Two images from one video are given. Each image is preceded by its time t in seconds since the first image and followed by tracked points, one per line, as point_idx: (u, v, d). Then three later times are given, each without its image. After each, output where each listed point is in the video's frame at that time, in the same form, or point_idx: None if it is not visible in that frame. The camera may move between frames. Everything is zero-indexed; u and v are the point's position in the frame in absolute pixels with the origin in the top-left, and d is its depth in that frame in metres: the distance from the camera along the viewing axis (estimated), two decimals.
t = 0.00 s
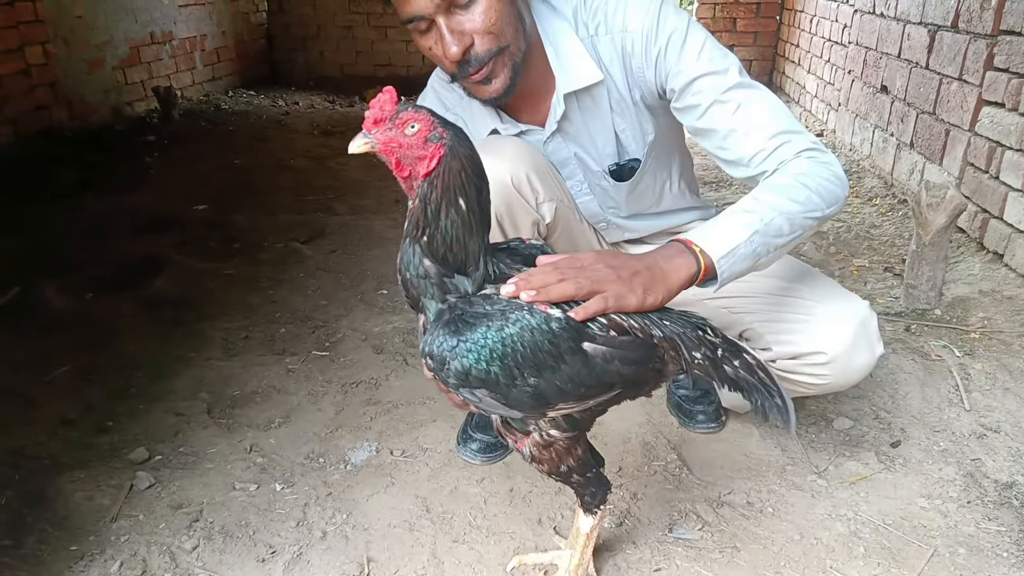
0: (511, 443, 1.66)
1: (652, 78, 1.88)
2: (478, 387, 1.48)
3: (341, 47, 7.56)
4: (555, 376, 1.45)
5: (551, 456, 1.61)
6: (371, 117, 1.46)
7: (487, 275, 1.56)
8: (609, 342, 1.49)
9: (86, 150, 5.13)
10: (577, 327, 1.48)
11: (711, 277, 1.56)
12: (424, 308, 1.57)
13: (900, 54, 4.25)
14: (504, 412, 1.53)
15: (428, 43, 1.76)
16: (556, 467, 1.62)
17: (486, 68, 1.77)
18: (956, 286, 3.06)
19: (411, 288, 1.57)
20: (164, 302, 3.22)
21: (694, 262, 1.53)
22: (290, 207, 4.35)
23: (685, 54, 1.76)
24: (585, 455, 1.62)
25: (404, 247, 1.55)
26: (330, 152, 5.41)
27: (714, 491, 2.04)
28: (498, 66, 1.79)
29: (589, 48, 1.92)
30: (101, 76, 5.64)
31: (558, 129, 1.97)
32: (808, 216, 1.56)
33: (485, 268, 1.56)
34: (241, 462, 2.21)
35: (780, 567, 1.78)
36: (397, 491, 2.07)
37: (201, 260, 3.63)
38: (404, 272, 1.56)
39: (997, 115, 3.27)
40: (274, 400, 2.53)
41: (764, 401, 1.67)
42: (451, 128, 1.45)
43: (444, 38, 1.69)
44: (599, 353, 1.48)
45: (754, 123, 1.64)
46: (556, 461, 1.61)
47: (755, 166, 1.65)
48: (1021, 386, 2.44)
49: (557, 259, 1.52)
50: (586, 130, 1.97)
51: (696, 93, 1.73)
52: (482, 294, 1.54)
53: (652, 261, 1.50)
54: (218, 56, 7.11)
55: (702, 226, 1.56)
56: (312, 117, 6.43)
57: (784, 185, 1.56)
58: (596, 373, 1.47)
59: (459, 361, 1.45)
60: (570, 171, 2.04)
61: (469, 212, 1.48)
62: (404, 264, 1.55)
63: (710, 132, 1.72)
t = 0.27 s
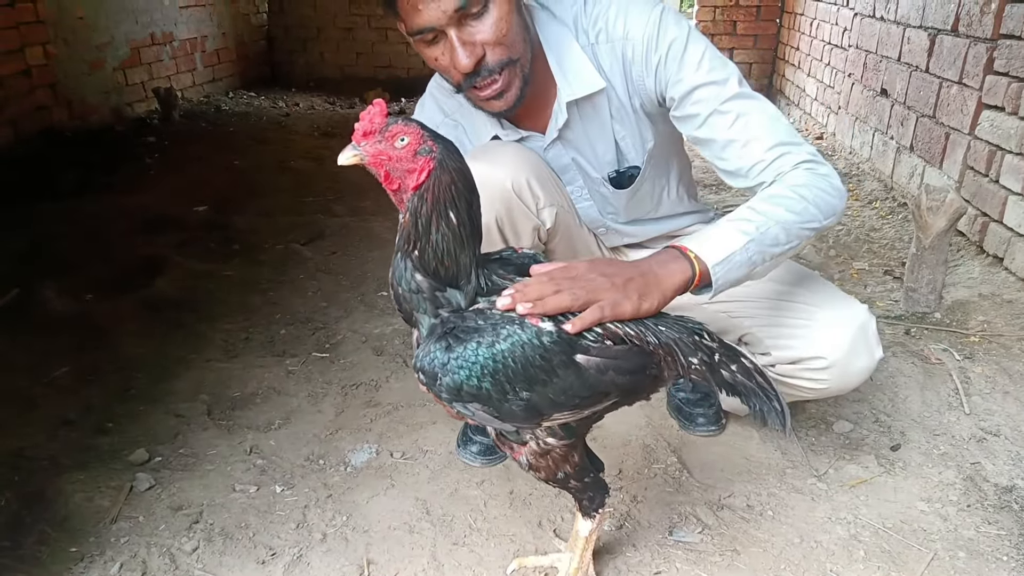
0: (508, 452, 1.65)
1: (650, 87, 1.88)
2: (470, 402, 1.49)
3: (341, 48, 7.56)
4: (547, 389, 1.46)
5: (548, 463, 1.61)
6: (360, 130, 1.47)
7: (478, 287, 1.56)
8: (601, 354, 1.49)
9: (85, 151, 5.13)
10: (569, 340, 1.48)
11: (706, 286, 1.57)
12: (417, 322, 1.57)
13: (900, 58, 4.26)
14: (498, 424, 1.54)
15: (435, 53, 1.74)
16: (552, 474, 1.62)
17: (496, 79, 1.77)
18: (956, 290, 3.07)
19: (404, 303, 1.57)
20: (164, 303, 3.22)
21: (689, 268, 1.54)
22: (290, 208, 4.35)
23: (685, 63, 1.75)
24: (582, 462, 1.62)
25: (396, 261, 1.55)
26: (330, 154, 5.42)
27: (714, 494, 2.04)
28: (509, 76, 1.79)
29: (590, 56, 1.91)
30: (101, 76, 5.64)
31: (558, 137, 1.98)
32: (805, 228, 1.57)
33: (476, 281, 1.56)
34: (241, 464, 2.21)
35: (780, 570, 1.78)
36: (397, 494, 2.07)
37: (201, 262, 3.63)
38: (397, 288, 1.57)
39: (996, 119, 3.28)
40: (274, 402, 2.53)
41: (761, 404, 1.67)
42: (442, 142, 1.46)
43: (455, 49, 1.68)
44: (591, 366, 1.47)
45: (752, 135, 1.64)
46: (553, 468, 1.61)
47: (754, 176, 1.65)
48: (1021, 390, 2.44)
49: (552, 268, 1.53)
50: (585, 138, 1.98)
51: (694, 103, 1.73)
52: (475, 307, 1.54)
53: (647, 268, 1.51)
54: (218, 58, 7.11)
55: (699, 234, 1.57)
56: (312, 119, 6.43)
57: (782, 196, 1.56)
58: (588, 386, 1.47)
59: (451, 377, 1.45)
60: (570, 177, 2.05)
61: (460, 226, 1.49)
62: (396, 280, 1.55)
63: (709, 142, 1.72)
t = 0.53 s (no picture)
0: (512, 447, 1.65)
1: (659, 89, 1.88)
2: (478, 399, 1.50)
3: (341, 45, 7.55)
4: (552, 387, 1.46)
5: (551, 458, 1.61)
6: (366, 132, 1.47)
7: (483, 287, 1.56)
8: (605, 349, 1.48)
9: (86, 147, 5.13)
10: (573, 338, 1.47)
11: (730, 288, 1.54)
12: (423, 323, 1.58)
13: (901, 56, 4.26)
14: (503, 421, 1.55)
15: (441, 48, 1.74)
16: (555, 469, 1.62)
17: (503, 74, 1.76)
18: (957, 288, 3.07)
19: (409, 305, 1.58)
20: (164, 299, 3.22)
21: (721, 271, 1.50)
22: (291, 205, 4.35)
23: (696, 68, 1.77)
24: (585, 458, 1.63)
25: (400, 263, 1.55)
26: (330, 150, 5.41)
27: (714, 492, 2.04)
28: (515, 72, 1.78)
29: (596, 52, 1.92)
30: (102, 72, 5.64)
31: (562, 133, 1.97)
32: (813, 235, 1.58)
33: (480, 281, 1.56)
34: (241, 460, 2.21)
35: (780, 568, 1.78)
36: (398, 490, 2.07)
37: (201, 258, 3.63)
38: (401, 290, 1.57)
39: (998, 118, 3.28)
40: (274, 398, 2.53)
41: (764, 401, 1.67)
42: (448, 144, 1.46)
43: (463, 44, 1.68)
44: (595, 361, 1.47)
45: (764, 141, 1.67)
46: (556, 464, 1.61)
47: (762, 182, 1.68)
48: (1021, 389, 2.44)
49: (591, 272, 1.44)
50: (589, 135, 1.98)
51: (704, 107, 1.75)
52: (479, 307, 1.55)
53: (679, 272, 1.46)
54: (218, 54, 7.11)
55: (717, 240, 1.55)
56: (313, 115, 6.43)
57: (792, 202, 1.58)
58: (592, 382, 1.47)
59: (456, 375, 1.46)
60: (573, 174, 2.04)
61: (464, 227, 1.48)
62: (401, 283, 1.56)
63: (717, 147, 1.74)
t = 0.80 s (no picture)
0: (513, 441, 1.65)
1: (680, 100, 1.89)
2: (485, 388, 1.48)
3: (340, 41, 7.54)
4: (560, 376, 1.45)
5: (553, 453, 1.61)
6: (365, 129, 1.46)
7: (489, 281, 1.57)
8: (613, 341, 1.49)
9: (83, 142, 5.12)
10: (581, 328, 1.49)
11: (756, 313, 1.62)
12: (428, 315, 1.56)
13: (900, 56, 4.26)
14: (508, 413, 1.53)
15: (466, 39, 1.73)
16: (556, 465, 1.62)
17: (526, 70, 1.75)
18: (953, 288, 3.07)
19: (414, 298, 1.56)
20: (161, 295, 3.21)
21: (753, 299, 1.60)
22: (289, 201, 4.34)
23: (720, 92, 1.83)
24: (585, 453, 1.63)
25: (405, 259, 1.54)
26: (329, 147, 5.41)
27: (710, 490, 2.04)
28: (538, 69, 1.77)
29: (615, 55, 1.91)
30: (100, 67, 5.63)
31: (573, 132, 1.97)
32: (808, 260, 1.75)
33: (486, 276, 1.57)
34: (238, 457, 2.21)
35: (775, 567, 1.78)
36: (394, 487, 2.07)
37: (199, 254, 3.62)
38: (407, 283, 1.56)
39: (996, 118, 3.28)
40: (271, 395, 2.53)
41: (760, 406, 1.67)
42: (446, 142, 1.46)
43: (490, 38, 1.67)
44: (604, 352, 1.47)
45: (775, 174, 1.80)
46: (557, 459, 1.61)
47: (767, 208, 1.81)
48: (1017, 389, 2.45)
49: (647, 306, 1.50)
50: (598, 137, 1.98)
51: (722, 131, 1.83)
52: (486, 300, 1.55)
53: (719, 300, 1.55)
54: (217, 49, 7.09)
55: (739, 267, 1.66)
56: (311, 111, 6.42)
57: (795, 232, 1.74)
58: (601, 372, 1.47)
59: (466, 361, 1.45)
60: (578, 170, 2.03)
61: (468, 224, 1.49)
62: (406, 274, 1.54)
63: (727, 170, 1.85)
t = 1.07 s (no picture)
0: (505, 443, 1.65)
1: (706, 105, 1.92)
2: (471, 390, 1.48)
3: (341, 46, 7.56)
4: (546, 376, 1.45)
5: (544, 456, 1.61)
6: (362, 135, 1.45)
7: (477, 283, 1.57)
8: (600, 338, 1.48)
9: (83, 145, 5.12)
10: (566, 326, 1.48)
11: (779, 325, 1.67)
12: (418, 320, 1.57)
13: (899, 63, 4.28)
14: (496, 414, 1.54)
15: (505, 25, 1.69)
16: (548, 467, 1.62)
17: (561, 66, 1.73)
18: (952, 295, 3.08)
19: (403, 304, 1.58)
20: (160, 298, 3.21)
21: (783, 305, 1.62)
22: (288, 204, 4.34)
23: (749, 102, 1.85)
24: (577, 456, 1.63)
25: (394, 264, 1.55)
26: (329, 150, 5.41)
27: (708, 495, 2.04)
28: (571, 68, 1.76)
29: (643, 58, 1.93)
30: (101, 70, 5.64)
31: (591, 132, 1.97)
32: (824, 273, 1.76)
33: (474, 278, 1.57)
34: (236, 459, 2.21)
35: (773, 572, 1.78)
36: (392, 490, 2.07)
37: (198, 257, 3.62)
38: (395, 289, 1.57)
39: (994, 125, 3.29)
40: (269, 397, 2.53)
41: (756, 404, 1.70)
42: (442, 148, 1.46)
43: (534, 29, 1.65)
44: (590, 350, 1.46)
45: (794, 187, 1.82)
46: (549, 461, 1.61)
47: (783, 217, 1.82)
48: (1015, 395, 2.45)
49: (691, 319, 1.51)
50: (614, 140, 1.99)
51: (746, 139, 1.85)
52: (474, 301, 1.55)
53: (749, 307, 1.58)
54: (218, 53, 7.11)
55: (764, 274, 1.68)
56: (311, 115, 6.43)
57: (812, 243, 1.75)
58: (587, 370, 1.46)
59: (451, 363, 1.46)
60: (589, 169, 2.03)
61: (459, 230, 1.49)
62: (394, 279, 1.56)
63: (749, 177, 1.86)
